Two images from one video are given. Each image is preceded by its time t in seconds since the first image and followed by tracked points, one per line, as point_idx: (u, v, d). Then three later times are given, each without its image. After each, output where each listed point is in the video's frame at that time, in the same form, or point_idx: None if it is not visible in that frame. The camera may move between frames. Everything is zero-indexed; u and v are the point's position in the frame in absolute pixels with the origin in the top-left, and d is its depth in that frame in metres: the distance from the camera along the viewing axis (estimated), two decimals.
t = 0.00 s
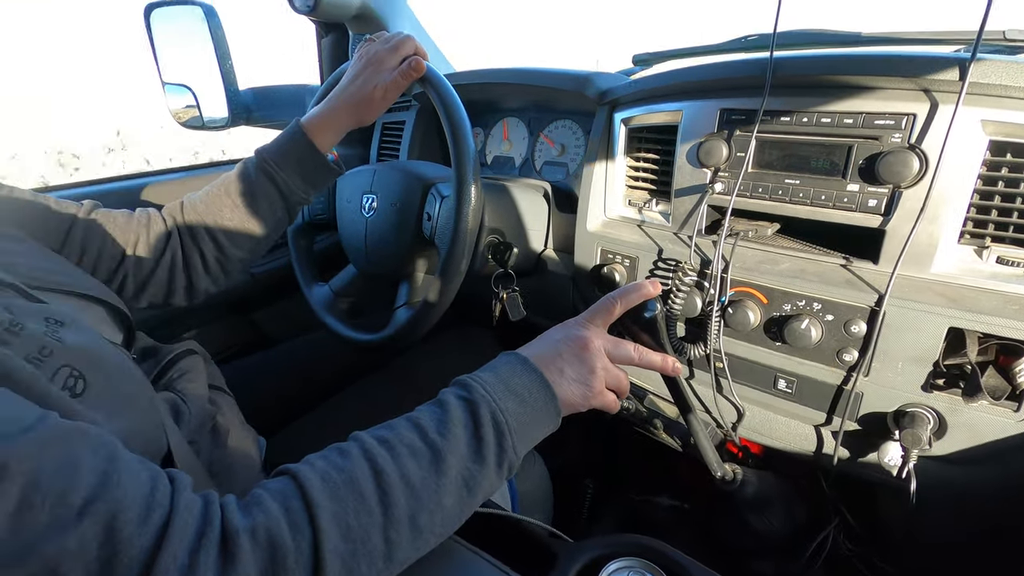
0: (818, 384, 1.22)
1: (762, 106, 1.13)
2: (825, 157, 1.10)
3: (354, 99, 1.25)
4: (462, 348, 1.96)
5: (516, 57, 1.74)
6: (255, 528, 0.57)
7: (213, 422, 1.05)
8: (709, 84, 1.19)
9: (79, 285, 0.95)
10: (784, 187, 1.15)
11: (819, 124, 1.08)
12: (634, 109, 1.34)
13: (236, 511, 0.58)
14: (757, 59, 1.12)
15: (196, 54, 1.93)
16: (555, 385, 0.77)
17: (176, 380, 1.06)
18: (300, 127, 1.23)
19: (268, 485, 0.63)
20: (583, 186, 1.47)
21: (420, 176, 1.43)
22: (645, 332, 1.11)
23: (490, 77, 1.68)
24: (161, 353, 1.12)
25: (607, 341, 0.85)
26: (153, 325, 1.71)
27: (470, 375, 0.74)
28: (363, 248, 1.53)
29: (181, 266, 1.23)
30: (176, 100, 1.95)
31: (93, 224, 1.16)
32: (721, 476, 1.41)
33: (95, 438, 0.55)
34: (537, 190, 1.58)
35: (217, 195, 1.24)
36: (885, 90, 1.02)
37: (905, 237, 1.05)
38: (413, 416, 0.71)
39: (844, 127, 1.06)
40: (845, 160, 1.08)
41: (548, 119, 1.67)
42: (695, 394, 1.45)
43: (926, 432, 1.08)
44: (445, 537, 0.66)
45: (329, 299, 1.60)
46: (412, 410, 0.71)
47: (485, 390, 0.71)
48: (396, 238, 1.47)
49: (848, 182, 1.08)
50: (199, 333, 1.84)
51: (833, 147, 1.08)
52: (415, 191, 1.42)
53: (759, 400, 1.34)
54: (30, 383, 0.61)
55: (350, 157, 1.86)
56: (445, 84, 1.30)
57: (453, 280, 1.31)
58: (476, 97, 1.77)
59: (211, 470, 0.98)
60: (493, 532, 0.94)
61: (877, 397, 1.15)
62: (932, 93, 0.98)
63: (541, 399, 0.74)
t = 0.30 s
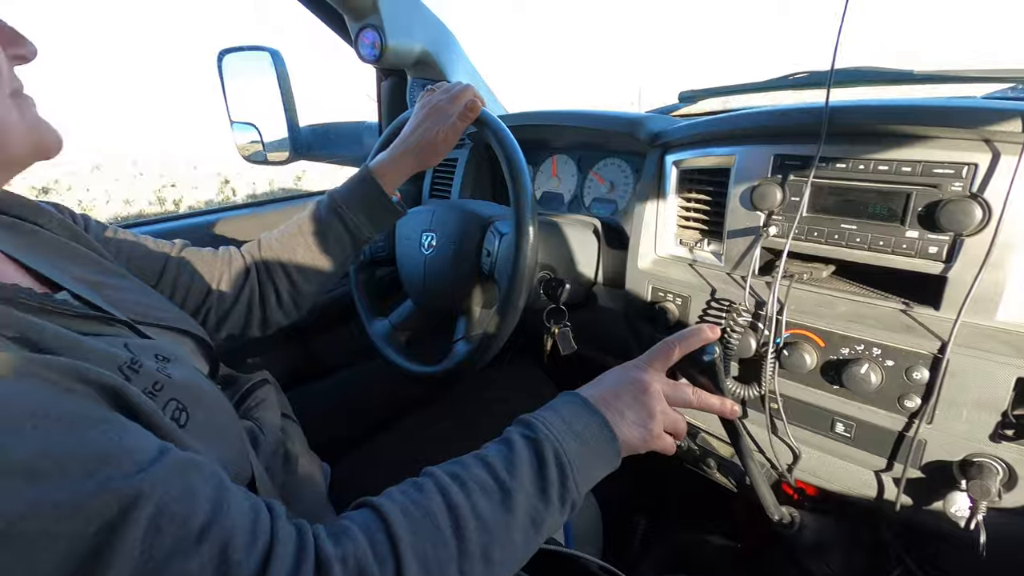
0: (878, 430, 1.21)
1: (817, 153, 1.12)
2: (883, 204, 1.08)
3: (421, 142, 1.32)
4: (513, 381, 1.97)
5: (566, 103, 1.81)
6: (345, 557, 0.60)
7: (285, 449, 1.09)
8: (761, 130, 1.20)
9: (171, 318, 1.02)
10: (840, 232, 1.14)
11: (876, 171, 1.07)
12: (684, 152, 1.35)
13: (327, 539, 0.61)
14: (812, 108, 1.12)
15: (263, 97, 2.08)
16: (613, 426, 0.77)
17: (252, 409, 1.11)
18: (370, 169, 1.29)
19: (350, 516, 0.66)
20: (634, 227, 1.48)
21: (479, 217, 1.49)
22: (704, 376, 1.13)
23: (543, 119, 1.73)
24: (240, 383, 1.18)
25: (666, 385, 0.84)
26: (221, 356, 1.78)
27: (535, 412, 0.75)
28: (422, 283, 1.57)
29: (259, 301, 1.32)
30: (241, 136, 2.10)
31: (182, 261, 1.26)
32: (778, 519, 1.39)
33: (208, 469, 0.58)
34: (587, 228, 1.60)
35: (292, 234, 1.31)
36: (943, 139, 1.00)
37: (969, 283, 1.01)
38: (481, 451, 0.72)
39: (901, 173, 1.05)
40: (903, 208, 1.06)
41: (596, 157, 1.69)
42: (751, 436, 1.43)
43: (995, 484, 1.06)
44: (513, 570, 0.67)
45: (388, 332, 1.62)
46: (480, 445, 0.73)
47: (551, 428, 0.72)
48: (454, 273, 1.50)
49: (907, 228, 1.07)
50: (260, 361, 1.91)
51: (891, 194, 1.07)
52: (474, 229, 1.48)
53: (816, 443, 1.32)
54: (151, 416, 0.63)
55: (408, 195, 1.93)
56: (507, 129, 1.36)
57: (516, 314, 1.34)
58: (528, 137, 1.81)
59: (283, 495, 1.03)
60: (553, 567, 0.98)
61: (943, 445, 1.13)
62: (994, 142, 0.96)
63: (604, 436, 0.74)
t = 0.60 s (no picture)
0: (927, 468, 1.21)
1: (860, 190, 1.17)
2: (929, 241, 1.11)
3: (467, 177, 1.46)
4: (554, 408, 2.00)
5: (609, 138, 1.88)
6: (424, 546, 0.69)
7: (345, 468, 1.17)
8: (802, 165, 1.24)
9: (247, 337, 1.13)
10: (884, 268, 1.18)
11: (921, 209, 1.11)
12: (725, 187, 1.39)
13: (407, 531, 0.70)
14: (854, 145, 1.17)
15: (320, 132, 2.16)
16: (669, 424, 0.85)
17: (317, 426, 1.19)
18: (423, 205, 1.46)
19: (427, 511, 0.75)
20: (676, 258, 1.51)
21: (524, 245, 1.54)
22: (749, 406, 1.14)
23: (589, 154, 1.79)
24: (306, 403, 1.26)
25: (723, 383, 0.93)
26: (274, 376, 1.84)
27: (589, 419, 0.83)
28: (472, 312, 1.59)
29: (323, 325, 1.45)
30: (300, 167, 2.14)
31: (261, 288, 1.42)
32: (824, 555, 1.37)
33: (295, 468, 0.68)
34: (631, 256, 1.65)
35: (355, 263, 1.45)
36: (989, 179, 1.03)
37: (1020, 321, 1.03)
38: (540, 455, 0.80)
39: (947, 212, 1.08)
40: (950, 245, 1.09)
41: (640, 188, 1.70)
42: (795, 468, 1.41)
43: None
44: (572, 563, 0.75)
45: (438, 360, 1.65)
46: (539, 449, 0.81)
47: (605, 431, 0.80)
48: (503, 300, 1.54)
49: (954, 265, 1.09)
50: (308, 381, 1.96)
51: (936, 232, 1.10)
52: (520, 258, 1.53)
53: (863, 479, 1.31)
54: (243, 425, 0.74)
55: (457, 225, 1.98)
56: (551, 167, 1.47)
57: (556, 338, 1.40)
58: (572, 169, 1.86)
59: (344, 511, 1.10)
60: None
61: (993, 484, 1.13)
62: None
63: (654, 441, 0.82)
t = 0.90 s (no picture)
0: (986, 513, 1.15)
1: (907, 224, 1.13)
2: (982, 276, 1.09)
3: (509, 209, 1.56)
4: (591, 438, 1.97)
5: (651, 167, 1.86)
6: (472, 544, 0.75)
7: (392, 485, 1.28)
8: (848, 198, 1.22)
9: (302, 355, 1.29)
10: (934, 303, 1.14)
11: (972, 244, 1.08)
12: (767, 218, 1.37)
13: (457, 530, 0.77)
14: (900, 178, 1.15)
15: (370, 163, 2.25)
16: (728, 437, 0.85)
17: (366, 442, 1.32)
18: (465, 234, 1.59)
19: (479, 512, 0.81)
20: (716, 288, 1.48)
21: (562, 274, 1.53)
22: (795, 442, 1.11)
23: (628, 185, 1.79)
24: (358, 419, 1.39)
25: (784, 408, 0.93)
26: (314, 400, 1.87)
27: (643, 427, 0.86)
28: (510, 339, 1.59)
29: (370, 347, 1.59)
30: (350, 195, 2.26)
31: (308, 309, 1.56)
32: None
33: (345, 471, 0.76)
34: (672, 285, 1.63)
35: (399, 291, 1.61)
36: None
37: None
38: (591, 462, 0.84)
39: (999, 247, 1.05)
40: (1004, 280, 1.06)
41: (681, 218, 1.69)
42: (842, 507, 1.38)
43: None
44: (624, 567, 0.78)
45: (479, 385, 1.65)
46: (590, 457, 0.85)
47: (658, 438, 0.83)
48: (541, 329, 1.54)
49: (1009, 302, 1.06)
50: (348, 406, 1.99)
51: (989, 267, 1.07)
52: (559, 286, 1.52)
53: (914, 523, 1.26)
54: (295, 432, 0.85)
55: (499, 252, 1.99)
56: (595, 206, 1.45)
57: (594, 365, 1.39)
58: (611, 199, 1.86)
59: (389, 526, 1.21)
60: None
61: None
62: None
63: (711, 450, 0.83)
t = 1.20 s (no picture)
0: None
1: (976, 254, 1.08)
2: None
3: (557, 233, 1.54)
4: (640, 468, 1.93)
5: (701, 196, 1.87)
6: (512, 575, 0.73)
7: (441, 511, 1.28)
8: (912, 228, 1.17)
9: (354, 372, 1.31)
10: (1009, 337, 1.08)
11: None
12: (823, 246, 1.33)
13: (499, 561, 0.75)
14: (969, 206, 1.10)
15: (419, 187, 2.26)
16: (782, 481, 0.80)
17: (418, 463, 1.31)
18: (513, 259, 1.56)
19: (520, 543, 0.79)
20: (770, 317, 1.43)
21: (610, 297, 1.51)
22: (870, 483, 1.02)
23: (676, 210, 1.78)
24: (410, 438, 1.39)
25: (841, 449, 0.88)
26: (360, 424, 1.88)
27: (691, 463, 0.82)
28: (556, 363, 1.56)
29: (421, 367, 1.61)
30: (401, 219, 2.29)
31: (364, 330, 1.60)
32: None
33: (393, 494, 0.75)
34: (722, 311, 1.58)
35: (448, 314, 1.63)
36: None
37: None
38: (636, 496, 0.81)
39: None
40: None
41: (732, 244, 1.64)
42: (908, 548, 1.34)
43: None
44: None
45: (527, 411, 1.61)
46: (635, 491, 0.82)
47: (706, 476, 0.79)
48: (590, 354, 1.51)
49: None
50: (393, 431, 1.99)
51: None
52: (606, 312, 1.49)
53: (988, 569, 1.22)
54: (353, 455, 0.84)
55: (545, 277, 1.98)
56: (638, 225, 1.45)
57: (641, 389, 1.35)
58: (660, 224, 1.83)
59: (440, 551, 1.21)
60: None
61: None
62: None
63: (765, 489, 0.78)
